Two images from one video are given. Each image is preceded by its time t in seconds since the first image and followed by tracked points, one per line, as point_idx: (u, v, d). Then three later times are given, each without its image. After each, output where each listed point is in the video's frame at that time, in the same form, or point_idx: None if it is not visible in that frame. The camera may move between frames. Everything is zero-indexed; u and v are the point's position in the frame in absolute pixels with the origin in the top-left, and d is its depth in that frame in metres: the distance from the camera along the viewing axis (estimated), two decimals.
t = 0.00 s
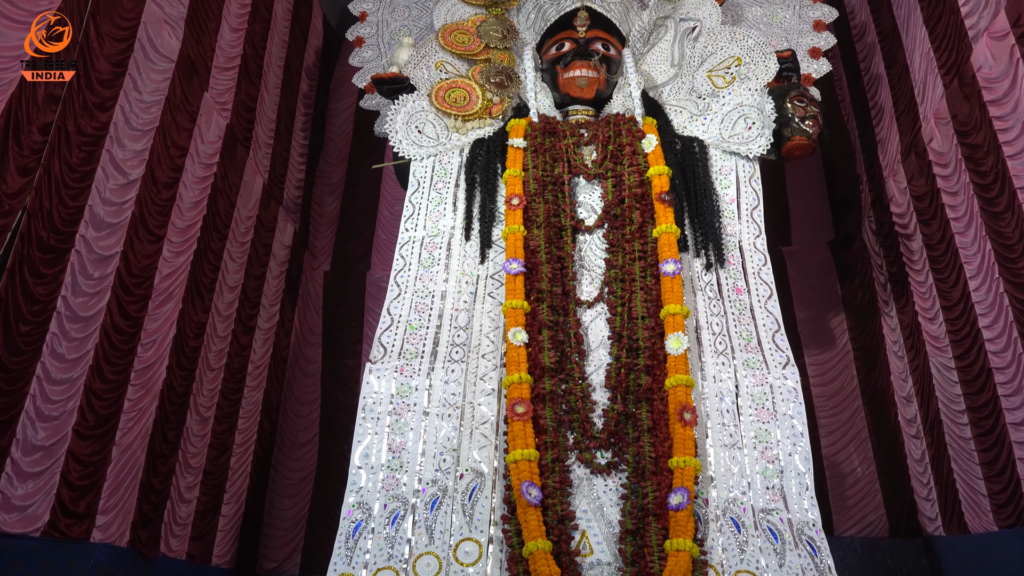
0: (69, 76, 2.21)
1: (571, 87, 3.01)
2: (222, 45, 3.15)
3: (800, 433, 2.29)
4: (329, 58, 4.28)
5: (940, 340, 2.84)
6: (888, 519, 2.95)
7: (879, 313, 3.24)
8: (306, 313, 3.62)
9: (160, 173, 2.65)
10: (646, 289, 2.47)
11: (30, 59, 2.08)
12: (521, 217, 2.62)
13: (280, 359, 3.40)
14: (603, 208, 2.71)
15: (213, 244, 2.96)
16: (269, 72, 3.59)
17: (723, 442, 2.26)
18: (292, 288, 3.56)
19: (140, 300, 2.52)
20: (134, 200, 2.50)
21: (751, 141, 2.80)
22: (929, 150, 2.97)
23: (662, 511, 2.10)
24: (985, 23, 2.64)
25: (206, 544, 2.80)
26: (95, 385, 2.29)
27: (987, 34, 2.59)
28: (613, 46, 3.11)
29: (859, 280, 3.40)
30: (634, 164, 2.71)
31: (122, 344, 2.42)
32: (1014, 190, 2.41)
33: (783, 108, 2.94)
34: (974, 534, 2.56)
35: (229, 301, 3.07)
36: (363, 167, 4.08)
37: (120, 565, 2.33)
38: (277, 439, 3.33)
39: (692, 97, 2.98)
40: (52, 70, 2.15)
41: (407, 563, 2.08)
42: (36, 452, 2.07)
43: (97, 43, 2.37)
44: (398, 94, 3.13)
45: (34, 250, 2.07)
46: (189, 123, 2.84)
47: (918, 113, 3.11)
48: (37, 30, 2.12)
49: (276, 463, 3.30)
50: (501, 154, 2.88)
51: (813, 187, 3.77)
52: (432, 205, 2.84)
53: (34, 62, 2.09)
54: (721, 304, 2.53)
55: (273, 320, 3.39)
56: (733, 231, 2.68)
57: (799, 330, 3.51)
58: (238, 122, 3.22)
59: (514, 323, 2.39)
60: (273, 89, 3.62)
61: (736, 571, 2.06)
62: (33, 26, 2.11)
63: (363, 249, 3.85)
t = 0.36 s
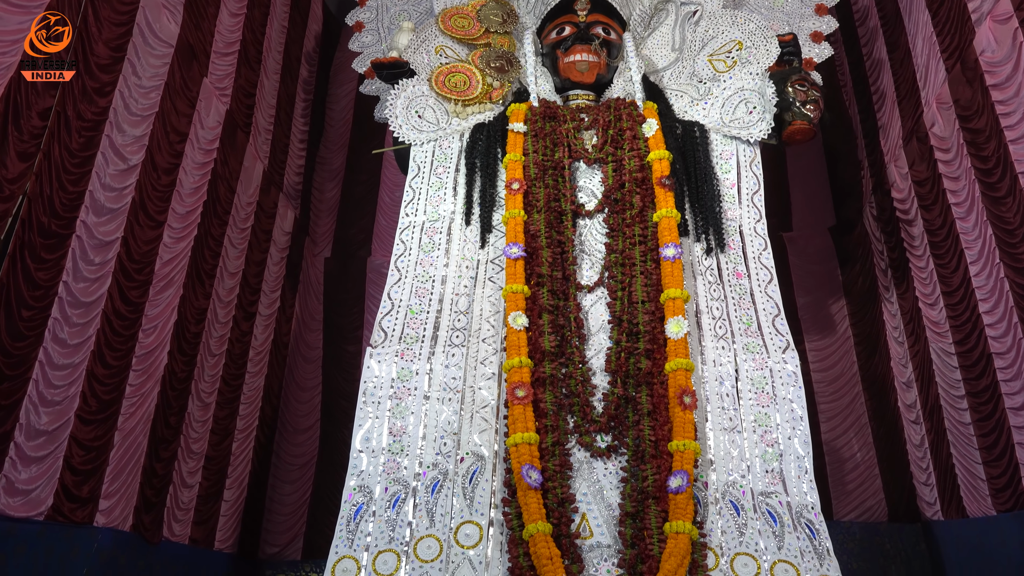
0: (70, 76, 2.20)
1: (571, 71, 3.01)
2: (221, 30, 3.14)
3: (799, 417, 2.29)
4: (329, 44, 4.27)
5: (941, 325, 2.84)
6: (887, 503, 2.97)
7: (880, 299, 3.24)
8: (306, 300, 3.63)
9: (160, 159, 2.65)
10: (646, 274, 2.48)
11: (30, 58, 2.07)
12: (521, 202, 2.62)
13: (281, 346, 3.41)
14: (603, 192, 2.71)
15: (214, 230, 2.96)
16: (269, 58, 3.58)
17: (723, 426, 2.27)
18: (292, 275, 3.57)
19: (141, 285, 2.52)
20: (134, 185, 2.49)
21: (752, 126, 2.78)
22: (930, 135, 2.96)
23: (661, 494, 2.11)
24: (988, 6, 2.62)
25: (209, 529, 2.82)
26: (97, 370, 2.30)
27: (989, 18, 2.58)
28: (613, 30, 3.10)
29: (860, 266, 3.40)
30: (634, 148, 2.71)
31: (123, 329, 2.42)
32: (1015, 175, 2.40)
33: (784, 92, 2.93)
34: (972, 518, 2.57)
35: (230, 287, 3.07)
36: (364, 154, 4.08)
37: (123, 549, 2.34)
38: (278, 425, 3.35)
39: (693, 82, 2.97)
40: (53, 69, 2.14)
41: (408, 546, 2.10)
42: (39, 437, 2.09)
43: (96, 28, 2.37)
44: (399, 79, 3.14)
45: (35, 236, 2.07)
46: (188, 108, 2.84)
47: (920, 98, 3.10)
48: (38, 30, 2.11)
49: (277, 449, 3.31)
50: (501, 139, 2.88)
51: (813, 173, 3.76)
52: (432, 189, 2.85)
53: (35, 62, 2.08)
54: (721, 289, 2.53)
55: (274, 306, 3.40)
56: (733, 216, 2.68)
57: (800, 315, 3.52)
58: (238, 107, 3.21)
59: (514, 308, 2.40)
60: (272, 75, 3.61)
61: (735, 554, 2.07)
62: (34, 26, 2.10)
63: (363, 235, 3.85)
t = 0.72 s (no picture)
0: (70, 76, 2.20)
1: (571, 55, 3.00)
2: (219, 15, 3.12)
3: (799, 400, 2.30)
4: (329, 29, 4.25)
5: (941, 310, 2.84)
6: (886, 487, 2.98)
7: (880, 283, 3.24)
8: (307, 286, 3.64)
9: (160, 145, 2.64)
10: (645, 257, 2.48)
11: (30, 59, 2.06)
12: (520, 185, 2.62)
13: (283, 331, 3.42)
14: (603, 176, 2.71)
15: (214, 216, 2.96)
16: (268, 43, 3.56)
17: (722, 409, 2.28)
18: (293, 261, 3.57)
19: (142, 271, 2.52)
20: (134, 171, 2.49)
21: (752, 110, 2.78)
22: (932, 119, 2.95)
23: (661, 476, 2.12)
24: None
25: (212, 513, 2.84)
26: (99, 355, 2.30)
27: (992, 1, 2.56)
28: (614, 14, 3.07)
29: (861, 251, 3.40)
30: (634, 133, 2.71)
31: (124, 315, 2.43)
32: (1017, 159, 2.40)
33: (785, 75, 2.93)
34: (971, 501, 2.58)
35: (231, 273, 3.08)
36: (364, 140, 4.08)
37: (127, 532, 2.35)
38: (280, 410, 3.37)
39: (693, 66, 2.97)
40: (53, 70, 2.14)
41: (408, 528, 2.12)
42: (42, 421, 2.10)
43: (94, 13, 2.36)
44: (398, 64, 3.13)
45: (36, 221, 2.07)
46: (187, 94, 2.83)
47: (922, 82, 3.09)
48: (38, 31, 2.10)
49: (279, 434, 3.33)
50: (501, 123, 2.88)
51: (813, 159, 3.75)
52: (432, 174, 2.84)
53: (34, 63, 2.08)
54: (721, 273, 2.53)
55: (275, 293, 3.40)
56: (734, 200, 2.68)
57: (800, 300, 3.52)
58: (238, 93, 3.21)
59: (514, 291, 2.40)
60: (272, 60, 3.60)
61: (734, 535, 2.08)
62: (34, 26, 2.09)
63: (364, 221, 3.86)
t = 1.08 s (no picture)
0: (70, 76, 2.20)
1: (571, 38, 2.98)
2: None
3: (798, 382, 2.30)
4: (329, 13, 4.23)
5: (941, 294, 2.84)
6: (886, 471, 2.99)
7: (881, 268, 3.23)
8: (308, 271, 3.65)
9: (159, 129, 2.64)
10: (646, 240, 2.48)
11: (30, 59, 2.07)
12: (521, 168, 2.62)
13: (284, 316, 3.43)
14: (603, 159, 2.71)
15: (215, 200, 2.96)
16: (267, 27, 3.55)
17: (722, 391, 2.28)
18: (293, 246, 3.57)
19: (143, 255, 2.52)
20: (134, 155, 2.48)
21: (754, 93, 2.77)
22: (934, 103, 2.94)
23: (661, 457, 2.13)
24: None
25: (214, 497, 2.85)
26: (101, 339, 2.31)
27: None
28: None
29: (862, 236, 3.40)
30: (634, 115, 2.71)
31: (125, 299, 2.43)
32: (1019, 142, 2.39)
33: (786, 58, 2.92)
34: (970, 484, 2.59)
35: (231, 258, 3.08)
36: (364, 125, 4.07)
37: (130, 515, 2.36)
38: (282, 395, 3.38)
39: (694, 48, 2.96)
40: (53, 70, 2.14)
41: (409, 508, 2.13)
42: (45, 404, 2.11)
43: None
44: (398, 47, 3.14)
45: (36, 204, 2.07)
46: (186, 78, 2.82)
47: (924, 65, 3.07)
48: (38, 31, 2.11)
49: (281, 418, 3.35)
50: (501, 106, 2.87)
51: (817, 144, 3.74)
52: (432, 157, 2.84)
53: (35, 63, 2.08)
54: (721, 256, 2.53)
55: (276, 278, 3.40)
56: (734, 182, 2.67)
57: (800, 285, 3.53)
58: (237, 77, 3.19)
59: (514, 274, 2.40)
60: (271, 45, 3.58)
61: (734, 515, 2.09)
62: (34, 27, 2.10)
63: (365, 206, 3.86)
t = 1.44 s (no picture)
0: (70, 75, 2.20)
1: (571, 21, 2.95)
2: None
3: (798, 364, 2.31)
4: None
5: (941, 278, 2.84)
6: (886, 454, 3.00)
7: (882, 252, 3.23)
8: (309, 256, 3.66)
9: (158, 113, 2.63)
10: (646, 223, 2.49)
11: (30, 58, 2.07)
12: (521, 151, 2.62)
13: (286, 301, 3.44)
14: (604, 142, 2.71)
15: (215, 185, 2.96)
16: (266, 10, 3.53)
17: (722, 372, 2.29)
18: (294, 231, 3.57)
19: (143, 240, 2.52)
20: (133, 139, 2.48)
21: (755, 76, 2.77)
22: (936, 86, 2.93)
23: (661, 439, 2.14)
24: None
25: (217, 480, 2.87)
26: (102, 323, 2.31)
27: None
28: None
29: (862, 221, 3.41)
30: (634, 98, 2.70)
31: (126, 283, 2.43)
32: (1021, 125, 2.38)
33: (787, 40, 2.91)
34: (968, 467, 2.60)
35: (232, 242, 3.08)
36: (364, 109, 4.06)
37: (133, 499, 2.37)
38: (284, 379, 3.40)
39: (695, 31, 2.97)
40: (53, 70, 2.13)
41: (411, 490, 2.14)
42: (47, 387, 2.11)
43: None
44: (398, 30, 3.11)
45: (36, 188, 2.07)
46: (185, 62, 2.81)
47: (926, 48, 3.05)
48: (38, 30, 2.11)
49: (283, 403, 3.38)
50: (501, 90, 2.86)
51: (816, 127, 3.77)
52: (433, 140, 2.84)
53: (36, 62, 2.08)
54: (722, 239, 2.52)
55: (277, 263, 3.41)
56: (735, 165, 2.67)
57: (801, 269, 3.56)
58: (236, 61, 3.18)
59: (514, 257, 2.41)
60: (270, 28, 3.57)
61: (733, 496, 2.10)
62: (33, 26, 2.10)
63: (365, 191, 3.86)
